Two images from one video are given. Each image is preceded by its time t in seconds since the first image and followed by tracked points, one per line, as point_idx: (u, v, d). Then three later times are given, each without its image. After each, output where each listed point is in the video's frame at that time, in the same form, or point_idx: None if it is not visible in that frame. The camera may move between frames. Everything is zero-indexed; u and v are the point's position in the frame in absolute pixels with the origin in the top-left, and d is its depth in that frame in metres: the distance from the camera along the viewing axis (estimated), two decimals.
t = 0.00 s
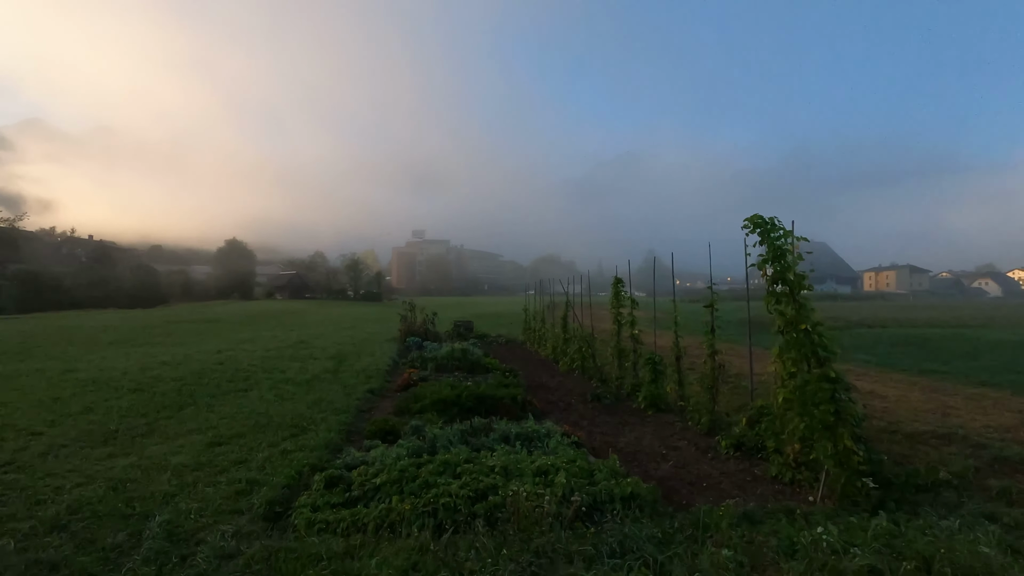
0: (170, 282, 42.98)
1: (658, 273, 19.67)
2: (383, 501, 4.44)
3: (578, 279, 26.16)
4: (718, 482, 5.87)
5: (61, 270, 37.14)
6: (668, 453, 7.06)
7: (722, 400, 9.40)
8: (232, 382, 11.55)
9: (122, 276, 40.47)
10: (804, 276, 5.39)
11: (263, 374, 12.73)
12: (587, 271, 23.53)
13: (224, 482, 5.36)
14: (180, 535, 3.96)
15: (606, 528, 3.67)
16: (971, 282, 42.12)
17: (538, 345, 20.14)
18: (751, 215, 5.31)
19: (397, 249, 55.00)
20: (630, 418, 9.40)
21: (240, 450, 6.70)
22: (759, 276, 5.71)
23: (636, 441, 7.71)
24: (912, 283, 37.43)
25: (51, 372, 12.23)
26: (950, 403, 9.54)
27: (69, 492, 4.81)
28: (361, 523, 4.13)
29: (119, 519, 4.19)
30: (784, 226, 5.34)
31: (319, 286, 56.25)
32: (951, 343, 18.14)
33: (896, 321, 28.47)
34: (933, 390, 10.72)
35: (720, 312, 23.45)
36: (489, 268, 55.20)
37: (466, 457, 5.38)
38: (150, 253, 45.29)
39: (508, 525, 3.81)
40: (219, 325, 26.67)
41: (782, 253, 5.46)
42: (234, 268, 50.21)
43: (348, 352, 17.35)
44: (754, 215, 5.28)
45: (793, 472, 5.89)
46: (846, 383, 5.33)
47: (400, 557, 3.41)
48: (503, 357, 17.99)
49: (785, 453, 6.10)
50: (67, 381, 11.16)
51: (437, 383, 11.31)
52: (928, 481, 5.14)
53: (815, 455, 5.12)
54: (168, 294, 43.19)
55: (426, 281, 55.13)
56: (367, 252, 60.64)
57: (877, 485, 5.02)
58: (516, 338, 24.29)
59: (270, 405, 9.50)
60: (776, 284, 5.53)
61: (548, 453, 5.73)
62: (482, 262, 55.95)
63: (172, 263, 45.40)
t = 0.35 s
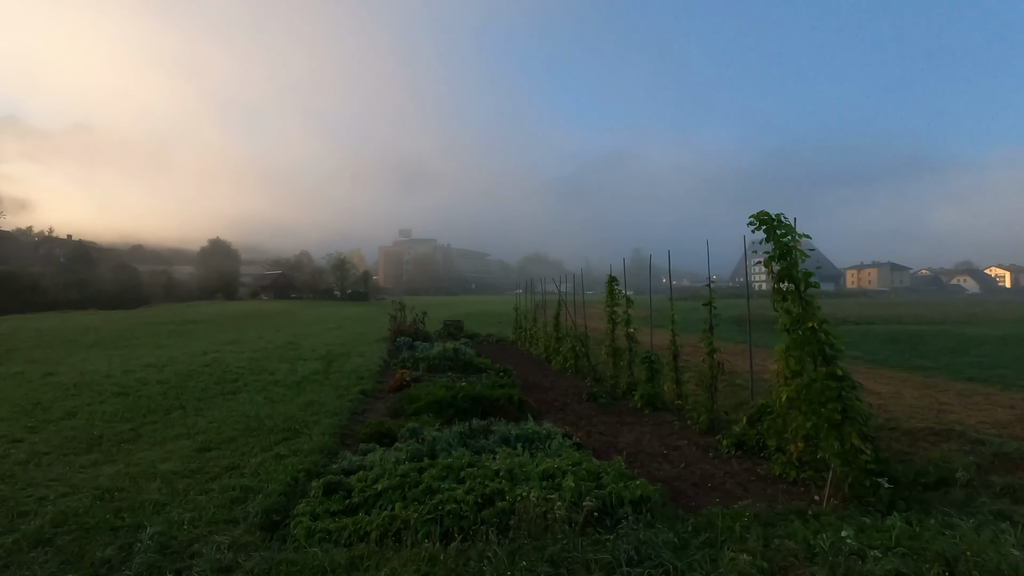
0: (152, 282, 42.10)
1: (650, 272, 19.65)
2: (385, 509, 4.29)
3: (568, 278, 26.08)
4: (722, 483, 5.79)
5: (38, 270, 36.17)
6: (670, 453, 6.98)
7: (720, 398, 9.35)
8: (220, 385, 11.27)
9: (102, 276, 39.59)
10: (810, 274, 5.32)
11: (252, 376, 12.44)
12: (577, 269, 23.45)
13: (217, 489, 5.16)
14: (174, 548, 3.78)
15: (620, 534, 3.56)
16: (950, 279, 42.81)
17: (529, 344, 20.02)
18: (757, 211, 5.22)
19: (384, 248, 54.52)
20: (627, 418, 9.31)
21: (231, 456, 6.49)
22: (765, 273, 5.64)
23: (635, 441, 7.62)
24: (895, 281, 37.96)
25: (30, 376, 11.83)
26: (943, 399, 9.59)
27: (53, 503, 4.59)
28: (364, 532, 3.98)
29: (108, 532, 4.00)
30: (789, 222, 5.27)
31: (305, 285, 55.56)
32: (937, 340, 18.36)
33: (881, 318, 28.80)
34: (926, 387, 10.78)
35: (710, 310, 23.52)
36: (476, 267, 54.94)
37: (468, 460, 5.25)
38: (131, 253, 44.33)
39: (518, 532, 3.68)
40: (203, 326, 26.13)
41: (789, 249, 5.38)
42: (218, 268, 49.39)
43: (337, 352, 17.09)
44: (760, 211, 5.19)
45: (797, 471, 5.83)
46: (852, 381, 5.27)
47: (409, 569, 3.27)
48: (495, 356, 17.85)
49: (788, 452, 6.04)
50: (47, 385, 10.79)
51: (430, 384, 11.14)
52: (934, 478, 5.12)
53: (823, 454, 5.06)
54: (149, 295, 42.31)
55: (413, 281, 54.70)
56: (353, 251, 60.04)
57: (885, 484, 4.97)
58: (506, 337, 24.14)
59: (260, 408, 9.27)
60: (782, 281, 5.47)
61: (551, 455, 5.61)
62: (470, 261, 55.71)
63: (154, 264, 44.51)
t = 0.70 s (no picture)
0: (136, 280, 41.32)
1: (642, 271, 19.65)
2: (394, 511, 4.19)
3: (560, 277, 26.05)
4: (730, 483, 5.75)
5: (18, 268, 35.30)
6: (674, 453, 6.94)
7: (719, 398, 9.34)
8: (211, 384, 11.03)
9: (85, 274, 38.81)
10: (819, 273, 5.31)
11: (243, 375, 12.21)
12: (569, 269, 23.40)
13: (217, 492, 5.02)
14: (178, 554, 3.65)
15: (640, 536, 3.50)
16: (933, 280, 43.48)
17: (522, 344, 19.94)
18: (768, 210, 5.18)
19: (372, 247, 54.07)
20: (627, 417, 9.27)
21: (228, 457, 6.33)
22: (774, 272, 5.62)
23: (638, 441, 7.56)
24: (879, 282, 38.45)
25: (14, 376, 11.48)
26: (938, 399, 9.66)
27: (46, 508, 4.42)
28: (375, 535, 3.88)
29: (107, 537, 3.85)
30: (799, 222, 5.23)
31: (293, 284, 54.96)
32: (925, 340, 18.58)
33: (867, 318, 29.11)
34: (919, 387, 10.88)
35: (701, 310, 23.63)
36: (465, 267, 54.71)
37: (475, 461, 5.15)
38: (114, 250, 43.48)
39: (535, 535, 3.60)
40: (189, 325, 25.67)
41: (799, 248, 5.36)
42: (203, 266, 48.65)
43: (329, 352, 16.87)
44: (770, 211, 5.15)
45: (803, 471, 5.81)
46: (861, 381, 5.26)
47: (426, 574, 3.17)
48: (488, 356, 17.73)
49: (794, 451, 6.03)
50: (32, 385, 10.48)
51: (427, 383, 11.01)
52: (941, 477, 5.13)
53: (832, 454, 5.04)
54: (133, 293, 41.57)
55: (401, 280, 54.33)
56: (342, 249, 59.51)
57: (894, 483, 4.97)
58: (498, 337, 24.03)
59: (255, 408, 9.10)
60: (791, 281, 5.45)
61: (559, 456, 5.54)
62: (459, 260, 55.49)
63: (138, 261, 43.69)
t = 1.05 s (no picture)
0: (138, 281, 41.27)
1: (648, 271, 19.61)
2: (425, 514, 4.14)
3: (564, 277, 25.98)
4: (754, 483, 5.71)
5: (19, 269, 35.17)
6: (694, 453, 6.89)
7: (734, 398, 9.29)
8: (221, 385, 10.97)
9: (86, 275, 38.66)
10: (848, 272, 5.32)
11: (253, 376, 12.14)
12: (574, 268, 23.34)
13: (241, 494, 4.96)
14: (210, 559, 3.60)
15: (681, 540, 3.45)
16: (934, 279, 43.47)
17: (528, 344, 19.88)
18: (796, 208, 5.17)
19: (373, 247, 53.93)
20: (642, 417, 9.22)
21: (246, 459, 6.27)
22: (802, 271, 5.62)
23: (656, 441, 7.51)
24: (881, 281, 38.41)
25: (22, 377, 11.41)
26: (953, 398, 9.61)
27: (71, 511, 4.37)
28: (407, 539, 3.83)
29: (137, 542, 3.80)
30: (829, 221, 5.22)
31: (294, 284, 54.87)
32: (931, 339, 18.52)
33: (870, 318, 29.06)
34: (932, 386, 10.83)
35: (704, 309, 23.59)
36: (466, 267, 54.61)
37: (501, 463, 5.09)
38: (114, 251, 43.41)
39: (574, 539, 3.55)
40: (192, 325, 25.58)
41: (828, 247, 5.36)
42: (204, 267, 48.55)
43: (336, 352, 16.80)
44: (799, 208, 5.15)
45: (828, 471, 5.76)
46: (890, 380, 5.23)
47: None
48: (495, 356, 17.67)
49: (818, 451, 5.99)
50: (41, 386, 10.42)
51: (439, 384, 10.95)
52: (971, 477, 5.09)
53: (861, 454, 5.00)
54: (134, 294, 41.42)
55: (402, 280, 54.22)
56: (342, 250, 59.41)
57: (924, 484, 4.92)
58: (503, 337, 23.96)
59: (268, 409, 9.04)
60: (820, 280, 5.46)
61: (583, 457, 5.49)
62: (460, 260, 55.47)
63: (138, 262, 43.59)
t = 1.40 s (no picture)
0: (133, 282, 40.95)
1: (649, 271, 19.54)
2: (447, 516, 4.05)
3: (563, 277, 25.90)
4: (773, 483, 5.63)
5: (13, 269, 34.82)
6: (708, 453, 6.81)
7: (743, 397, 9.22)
8: (224, 386, 10.84)
9: (81, 275, 38.28)
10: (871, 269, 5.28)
11: (256, 376, 12.01)
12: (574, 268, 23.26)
13: (254, 496, 4.86)
14: (229, 564, 3.50)
15: (714, 542, 3.38)
16: (929, 277, 43.50)
17: (529, 344, 19.78)
18: (818, 205, 5.10)
19: (370, 247, 53.67)
20: (651, 417, 9.14)
21: (256, 461, 6.16)
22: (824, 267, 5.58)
23: (669, 441, 7.42)
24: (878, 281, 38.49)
25: (21, 378, 11.24)
26: (962, 397, 9.57)
27: (82, 515, 4.26)
28: (431, 542, 3.74)
29: (153, 546, 3.70)
30: (850, 218, 5.16)
31: (291, 284, 54.57)
32: (933, 338, 18.51)
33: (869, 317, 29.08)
34: (939, 385, 10.79)
35: (705, 309, 23.55)
36: (463, 267, 54.44)
37: (519, 463, 5.00)
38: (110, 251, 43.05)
39: (604, 541, 3.47)
40: (190, 325, 25.36)
41: (849, 244, 5.30)
42: (200, 267, 48.22)
43: (337, 352, 16.66)
44: (820, 205, 5.07)
45: (846, 471, 5.69)
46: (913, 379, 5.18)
47: None
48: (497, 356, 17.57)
49: (836, 451, 5.92)
50: (42, 387, 10.27)
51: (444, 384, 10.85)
52: (995, 476, 5.03)
53: (885, 453, 4.93)
54: (130, 294, 41.06)
55: (399, 280, 53.99)
56: (339, 250, 59.12)
57: (947, 483, 4.87)
58: (503, 336, 23.84)
59: (274, 410, 8.93)
60: (842, 277, 5.42)
61: (601, 457, 5.40)
62: (457, 260, 55.30)
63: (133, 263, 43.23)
